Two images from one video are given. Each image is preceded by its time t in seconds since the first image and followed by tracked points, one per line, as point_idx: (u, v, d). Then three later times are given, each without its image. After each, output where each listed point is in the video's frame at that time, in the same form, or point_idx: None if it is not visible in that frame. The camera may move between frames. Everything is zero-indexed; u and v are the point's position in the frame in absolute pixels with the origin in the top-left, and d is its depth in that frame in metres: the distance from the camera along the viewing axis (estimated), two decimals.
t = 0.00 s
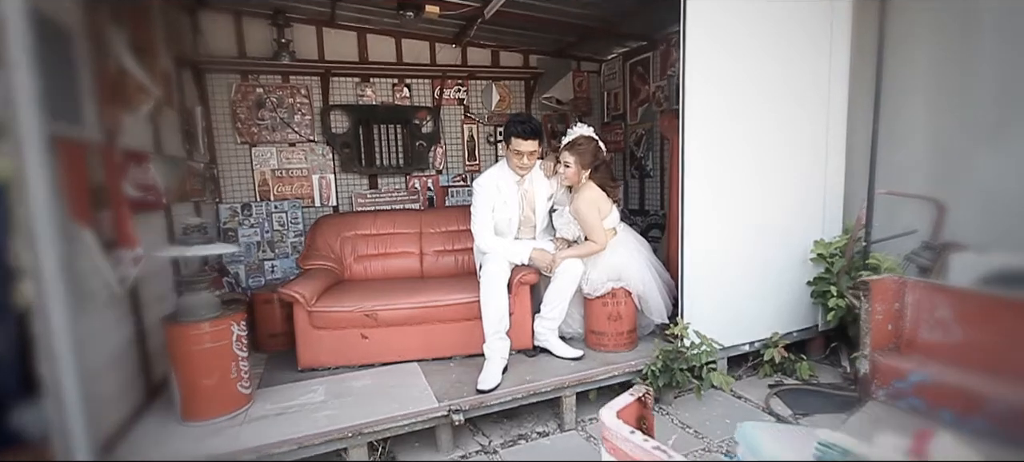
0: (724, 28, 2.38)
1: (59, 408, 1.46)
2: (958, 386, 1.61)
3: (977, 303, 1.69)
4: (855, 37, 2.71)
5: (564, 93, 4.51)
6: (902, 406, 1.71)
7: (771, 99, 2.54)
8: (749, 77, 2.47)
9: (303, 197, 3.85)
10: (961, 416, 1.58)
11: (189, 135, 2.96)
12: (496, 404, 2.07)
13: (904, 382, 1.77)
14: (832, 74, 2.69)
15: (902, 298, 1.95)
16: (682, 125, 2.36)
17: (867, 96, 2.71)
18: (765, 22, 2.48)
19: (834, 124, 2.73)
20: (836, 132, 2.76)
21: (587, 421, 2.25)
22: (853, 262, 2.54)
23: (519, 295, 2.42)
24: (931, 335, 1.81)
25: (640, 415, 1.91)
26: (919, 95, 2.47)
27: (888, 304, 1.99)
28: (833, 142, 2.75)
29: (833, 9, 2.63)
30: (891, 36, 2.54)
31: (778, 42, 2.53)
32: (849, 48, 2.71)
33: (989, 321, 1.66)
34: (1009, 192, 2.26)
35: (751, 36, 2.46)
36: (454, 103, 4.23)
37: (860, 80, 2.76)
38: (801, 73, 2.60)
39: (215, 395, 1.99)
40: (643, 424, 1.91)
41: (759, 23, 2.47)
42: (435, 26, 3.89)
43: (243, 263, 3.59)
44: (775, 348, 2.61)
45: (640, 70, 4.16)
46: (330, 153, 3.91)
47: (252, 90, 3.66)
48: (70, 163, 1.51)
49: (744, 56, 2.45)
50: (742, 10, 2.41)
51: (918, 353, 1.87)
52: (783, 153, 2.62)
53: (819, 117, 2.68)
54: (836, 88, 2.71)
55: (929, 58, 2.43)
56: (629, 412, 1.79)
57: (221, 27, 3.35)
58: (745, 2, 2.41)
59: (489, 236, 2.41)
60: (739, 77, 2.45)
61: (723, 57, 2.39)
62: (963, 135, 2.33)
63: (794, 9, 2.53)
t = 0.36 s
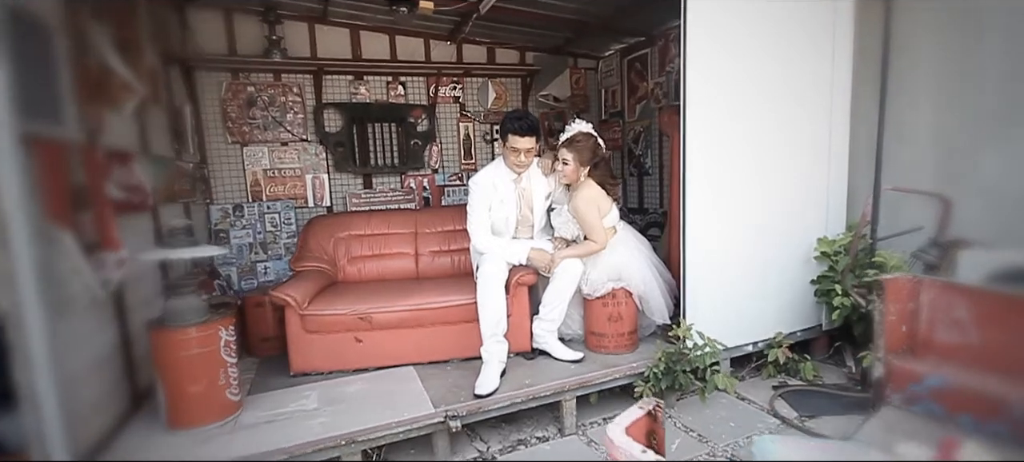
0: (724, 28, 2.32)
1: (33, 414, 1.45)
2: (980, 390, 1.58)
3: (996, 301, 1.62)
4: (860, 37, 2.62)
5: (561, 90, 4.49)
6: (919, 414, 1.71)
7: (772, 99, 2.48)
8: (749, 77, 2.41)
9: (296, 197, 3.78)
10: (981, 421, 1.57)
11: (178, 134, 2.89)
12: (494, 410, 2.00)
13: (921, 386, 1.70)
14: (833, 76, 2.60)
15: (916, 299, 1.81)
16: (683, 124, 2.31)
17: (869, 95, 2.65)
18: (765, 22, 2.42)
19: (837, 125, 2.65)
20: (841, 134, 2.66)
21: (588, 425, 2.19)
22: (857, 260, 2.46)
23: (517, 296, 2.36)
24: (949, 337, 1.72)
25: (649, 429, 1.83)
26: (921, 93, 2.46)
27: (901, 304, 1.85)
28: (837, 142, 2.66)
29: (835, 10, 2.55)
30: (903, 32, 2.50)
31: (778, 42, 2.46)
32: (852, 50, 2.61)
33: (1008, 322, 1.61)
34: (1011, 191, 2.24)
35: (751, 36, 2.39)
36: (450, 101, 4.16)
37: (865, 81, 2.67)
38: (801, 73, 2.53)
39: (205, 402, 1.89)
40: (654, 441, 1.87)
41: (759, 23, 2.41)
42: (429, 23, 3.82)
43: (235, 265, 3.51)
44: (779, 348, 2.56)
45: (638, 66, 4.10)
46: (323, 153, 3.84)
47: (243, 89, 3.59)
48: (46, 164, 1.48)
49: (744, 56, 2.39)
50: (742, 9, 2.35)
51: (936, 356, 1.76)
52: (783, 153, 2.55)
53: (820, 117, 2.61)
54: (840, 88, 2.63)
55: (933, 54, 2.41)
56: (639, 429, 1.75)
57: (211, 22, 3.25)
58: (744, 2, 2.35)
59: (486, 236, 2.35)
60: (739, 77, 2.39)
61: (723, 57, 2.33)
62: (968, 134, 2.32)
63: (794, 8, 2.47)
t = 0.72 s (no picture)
0: (723, 28, 2.24)
1: None
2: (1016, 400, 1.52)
3: None
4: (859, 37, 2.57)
5: (559, 88, 4.42)
6: (943, 424, 1.59)
7: (771, 99, 2.40)
8: (749, 77, 2.34)
9: (288, 198, 3.69)
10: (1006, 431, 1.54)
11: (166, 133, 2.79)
12: (492, 418, 1.92)
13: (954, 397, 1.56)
14: (833, 79, 2.52)
15: (939, 302, 1.67)
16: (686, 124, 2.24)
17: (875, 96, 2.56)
18: (765, 23, 2.34)
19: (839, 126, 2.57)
20: (843, 134, 2.59)
21: (590, 433, 2.11)
22: (865, 259, 2.40)
23: (515, 298, 2.28)
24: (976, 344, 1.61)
25: (670, 455, 1.80)
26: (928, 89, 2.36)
27: (922, 306, 1.70)
28: (837, 145, 2.58)
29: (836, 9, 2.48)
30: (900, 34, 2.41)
31: (778, 42, 2.39)
32: (852, 55, 2.54)
33: None
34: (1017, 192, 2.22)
35: (750, 36, 2.32)
36: (445, 99, 4.08)
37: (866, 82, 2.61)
38: (800, 73, 2.45)
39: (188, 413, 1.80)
40: None
41: (759, 23, 2.33)
42: (424, 19, 3.74)
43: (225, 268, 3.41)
44: (785, 351, 2.49)
45: (637, 63, 4.03)
46: (316, 152, 3.75)
47: (233, 86, 3.50)
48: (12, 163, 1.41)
49: (744, 56, 2.31)
50: (741, 9, 2.28)
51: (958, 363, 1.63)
52: (784, 156, 2.47)
53: (821, 117, 2.53)
54: (841, 90, 2.55)
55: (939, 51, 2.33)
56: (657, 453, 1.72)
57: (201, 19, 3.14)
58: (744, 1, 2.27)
59: (483, 237, 2.27)
60: (738, 78, 2.31)
61: (723, 57, 2.26)
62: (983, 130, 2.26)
63: (794, 8, 2.39)
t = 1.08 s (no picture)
0: (722, 28, 2.16)
1: None
2: None
3: None
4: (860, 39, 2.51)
5: (559, 85, 4.34)
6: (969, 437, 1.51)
7: (772, 99, 2.32)
8: (750, 77, 2.25)
9: (283, 197, 3.61)
10: None
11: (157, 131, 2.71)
12: (492, 426, 1.85)
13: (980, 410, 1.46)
14: (833, 78, 2.46)
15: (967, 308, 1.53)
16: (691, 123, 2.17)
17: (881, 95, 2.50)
18: (765, 22, 2.26)
19: (838, 127, 2.51)
20: (843, 137, 2.53)
21: (594, 440, 2.04)
22: (876, 261, 2.33)
23: (515, 301, 2.21)
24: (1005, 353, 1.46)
25: None
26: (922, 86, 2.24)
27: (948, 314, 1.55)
28: (838, 147, 2.52)
29: (835, 7, 2.42)
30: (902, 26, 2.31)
31: (778, 43, 2.31)
32: (850, 53, 2.49)
33: None
34: None
35: (750, 35, 2.23)
36: (444, 97, 4.01)
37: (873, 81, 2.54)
38: (800, 73, 2.37)
39: (172, 422, 1.74)
40: None
41: (759, 23, 2.25)
42: (423, 15, 3.67)
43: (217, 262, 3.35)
44: (793, 355, 2.42)
45: (639, 60, 3.97)
46: (311, 150, 3.67)
47: (227, 84, 3.40)
48: None
49: (744, 55, 2.22)
50: (741, 9, 2.19)
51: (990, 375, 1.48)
52: (785, 157, 2.39)
53: (821, 118, 2.46)
54: (841, 90, 2.49)
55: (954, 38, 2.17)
56: None
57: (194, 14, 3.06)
58: (744, 1, 2.19)
59: (482, 237, 2.20)
60: (738, 78, 2.22)
61: (722, 57, 2.17)
62: (995, 122, 2.14)
63: (794, 8, 2.32)
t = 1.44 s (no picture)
0: (722, 28, 2.07)
1: None
2: None
3: None
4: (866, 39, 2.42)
5: (559, 84, 4.25)
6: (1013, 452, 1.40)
7: (773, 99, 2.23)
8: (750, 77, 2.16)
9: (279, 198, 3.53)
10: None
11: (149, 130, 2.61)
12: (493, 437, 1.78)
13: None
14: (833, 79, 2.37)
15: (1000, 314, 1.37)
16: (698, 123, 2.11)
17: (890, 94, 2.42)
18: (765, 22, 2.17)
19: (841, 129, 2.42)
20: (846, 139, 2.44)
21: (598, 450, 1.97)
22: (888, 263, 2.25)
23: (516, 304, 2.13)
24: None
25: None
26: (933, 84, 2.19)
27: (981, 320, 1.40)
28: (840, 149, 2.43)
29: (836, 6, 2.33)
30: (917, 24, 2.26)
31: (778, 43, 2.22)
32: (853, 55, 2.40)
33: None
34: None
35: (750, 35, 2.14)
36: (442, 96, 3.93)
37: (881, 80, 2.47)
38: (800, 73, 2.28)
39: (159, 433, 1.66)
40: None
41: (759, 23, 2.16)
42: (422, 12, 3.60)
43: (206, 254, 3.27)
44: (803, 360, 2.35)
45: (641, 58, 3.90)
46: (307, 150, 3.60)
47: (220, 81, 3.33)
48: None
49: (744, 54, 2.14)
50: (741, 9, 2.10)
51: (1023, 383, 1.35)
52: (785, 159, 2.30)
53: (821, 118, 2.37)
54: (841, 92, 2.40)
55: (974, 38, 2.10)
56: None
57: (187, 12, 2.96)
58: (743, 1, 2.10)
59: (482, 239, 2.12)
60: (736, 78, 2.13)
61: (722, 57, 2.08)
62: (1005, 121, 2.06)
63: (794, 8, 2.23)
